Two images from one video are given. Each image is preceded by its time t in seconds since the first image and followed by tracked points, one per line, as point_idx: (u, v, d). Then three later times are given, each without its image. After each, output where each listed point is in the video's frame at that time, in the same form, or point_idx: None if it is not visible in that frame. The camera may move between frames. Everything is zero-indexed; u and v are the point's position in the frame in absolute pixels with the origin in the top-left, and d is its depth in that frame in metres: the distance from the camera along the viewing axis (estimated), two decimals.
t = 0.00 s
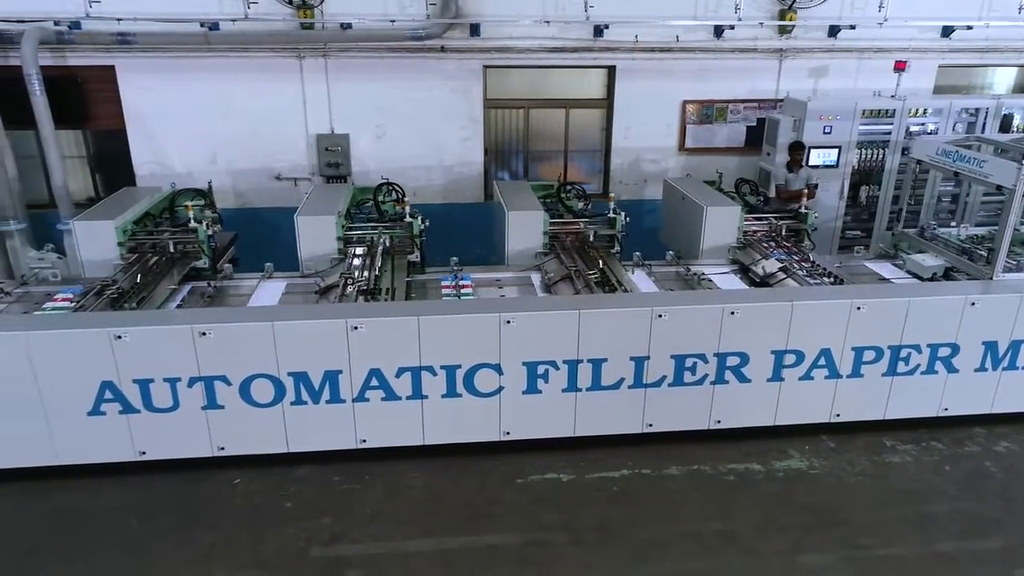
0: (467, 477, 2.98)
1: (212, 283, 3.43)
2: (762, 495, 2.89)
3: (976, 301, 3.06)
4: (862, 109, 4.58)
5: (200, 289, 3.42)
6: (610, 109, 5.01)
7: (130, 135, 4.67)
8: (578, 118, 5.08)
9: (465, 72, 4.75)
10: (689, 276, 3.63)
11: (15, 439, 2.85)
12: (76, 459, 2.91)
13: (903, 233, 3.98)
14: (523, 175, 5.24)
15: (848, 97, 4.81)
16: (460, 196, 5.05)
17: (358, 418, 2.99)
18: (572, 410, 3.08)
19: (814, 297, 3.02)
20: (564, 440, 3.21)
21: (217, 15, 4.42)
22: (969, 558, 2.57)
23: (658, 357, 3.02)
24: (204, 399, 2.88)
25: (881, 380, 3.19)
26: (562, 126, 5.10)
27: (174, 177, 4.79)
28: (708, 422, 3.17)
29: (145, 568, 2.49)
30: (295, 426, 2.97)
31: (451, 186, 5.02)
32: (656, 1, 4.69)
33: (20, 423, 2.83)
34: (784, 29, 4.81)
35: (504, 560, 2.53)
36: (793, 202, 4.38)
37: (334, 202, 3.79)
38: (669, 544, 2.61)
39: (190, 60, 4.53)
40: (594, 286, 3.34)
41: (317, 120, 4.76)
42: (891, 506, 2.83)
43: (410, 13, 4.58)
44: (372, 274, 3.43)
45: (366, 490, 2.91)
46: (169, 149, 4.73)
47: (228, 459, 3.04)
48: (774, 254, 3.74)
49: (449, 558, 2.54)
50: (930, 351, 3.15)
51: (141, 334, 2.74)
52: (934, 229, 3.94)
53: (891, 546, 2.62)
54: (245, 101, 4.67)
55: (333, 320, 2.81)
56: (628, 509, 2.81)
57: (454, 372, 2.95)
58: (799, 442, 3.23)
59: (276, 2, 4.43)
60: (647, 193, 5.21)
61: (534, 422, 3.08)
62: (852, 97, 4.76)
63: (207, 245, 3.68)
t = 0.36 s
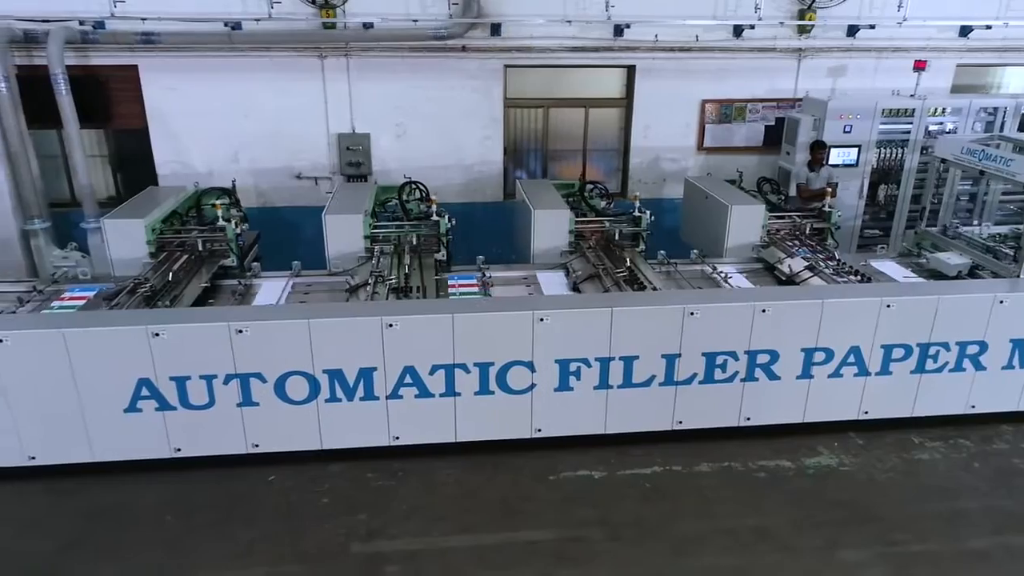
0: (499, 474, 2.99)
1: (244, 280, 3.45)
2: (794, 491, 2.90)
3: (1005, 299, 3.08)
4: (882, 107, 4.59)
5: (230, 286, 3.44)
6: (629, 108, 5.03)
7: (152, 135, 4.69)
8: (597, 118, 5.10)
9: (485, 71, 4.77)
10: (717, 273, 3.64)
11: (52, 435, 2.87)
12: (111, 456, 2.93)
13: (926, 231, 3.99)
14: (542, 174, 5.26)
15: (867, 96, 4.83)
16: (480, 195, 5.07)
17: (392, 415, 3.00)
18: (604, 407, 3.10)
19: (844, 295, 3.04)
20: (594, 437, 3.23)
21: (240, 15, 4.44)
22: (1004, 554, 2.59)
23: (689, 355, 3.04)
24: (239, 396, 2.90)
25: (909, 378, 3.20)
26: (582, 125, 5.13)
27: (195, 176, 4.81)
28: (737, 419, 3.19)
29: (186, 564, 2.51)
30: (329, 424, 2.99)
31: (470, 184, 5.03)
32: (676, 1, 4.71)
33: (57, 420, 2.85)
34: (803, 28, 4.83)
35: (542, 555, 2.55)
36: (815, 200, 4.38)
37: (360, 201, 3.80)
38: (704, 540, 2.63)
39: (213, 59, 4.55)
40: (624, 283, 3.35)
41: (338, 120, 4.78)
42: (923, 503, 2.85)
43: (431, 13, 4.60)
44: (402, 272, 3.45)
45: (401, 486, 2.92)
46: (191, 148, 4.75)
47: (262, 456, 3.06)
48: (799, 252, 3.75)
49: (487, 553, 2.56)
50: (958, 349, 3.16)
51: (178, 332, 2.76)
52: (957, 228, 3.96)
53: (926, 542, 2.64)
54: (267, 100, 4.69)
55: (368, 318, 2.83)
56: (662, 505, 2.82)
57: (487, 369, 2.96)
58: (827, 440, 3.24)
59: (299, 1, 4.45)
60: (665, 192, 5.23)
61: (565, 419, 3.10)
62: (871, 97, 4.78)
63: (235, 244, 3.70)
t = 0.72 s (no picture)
0: (530, 471, 3.01)
1: (272, 279, 3.47)
2: (824, 487, 2.92)
3: None
4: (900, 107, 4.61)
5: (258, 284, 3.46)
6: (647, 107, 5.05)
7: (173, 134, 4.71)
8: (614, 117, 5.13)
9: (505, 71, 4.79)
10: (742, 272, 3.66)
11: (86, 432, 2.88)
12: (145, 452, 2.95)
13: (947, 230, 4.05)
14: (559, 173, 5.28)
15: (885, 96, 4.86)
16: (499, 194, 5.09)
17: (423, 412, 3.02)
18: (633, 404, 3.12)
19: (872, 293, 3.06)
20: (622, 434, 3.25)
21: (262, 14, 4.46)
22: None
23: (719, 352, 3.05)
24: (273, 393, 2.92)
25: (935, 375, 3.22)
26: (600, 125, 5.15)
27: (215, 175, 4.83)
28: (765, 417, 3.21)
29: (225, 559, 2.52)
30: (361, 420, 3.01)
31: (489, 183, 5.06)
32: (695, 1, 4.73)
33: (92, 417, 2.86)
34: (821, 28, 4.85)
35: (578, 551, 2.57)
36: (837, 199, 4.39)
37: (385, 200, 3.81)
38: (738, 536, 2.65)
39: (235, 59, 4.57)
40: (651, 281, 3.36)
41: (358, 119, 4.80)
42: (953, 499, 2.87)
43: (452, 12, 4.62)
44: (430, 270, 3.46)
45: (433, 483, 2.94)
46: (212, 147, 4.77)
47: (294, 453, 3.08)
48: (823, 250, 3.76)
49: (524, 549, 2.58)
50: (985, 346, 3.18)
51: (214, 329, 2.78)
52: (979, 227, 4.00)
53: (958, 537, 2.66)
54: (288, 100, 4.70)
55: (402, 315, 2.84)
56: (693, 502, 2.84)
57: (519, 366, 2.98)
58: (854, 437, 3.26)
59: (320, 1, 4.47)
60: (683, 190, 5.25)
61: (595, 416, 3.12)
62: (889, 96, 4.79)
63: (261, 242, 3.72)
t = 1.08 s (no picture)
0: (557, 468, 3.03)
1: (296, 277, 3.48)
2: (850, 484, 2.94)
3: None
4: (916, 106, 4.63)
5: (284, 281, 3.48)
6: (663, 107, 5.07)
7: (192, 133, 4.72)
8: (630, 117, 5.14)
9: (522, 71, 4.81)
10: (764, 271, 3.68)
11: (117, 429, 2.90)
12: (175, 449, 2.97)
13: (966, 228, 4.11)
14: (575, 172, 5.30)
15: (900, 95, 4.88)
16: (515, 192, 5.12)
17: (451, 410, 3.04)
18: (658, 402, 3.13)
19: (897, 291, 3.08)
20: (647, 432, 3.27)
21: (281, 14, 4.48)
22: None
23: (744, 350, 3.07)
24: (303, 391, 2.93)
25: (958, 373, 3.24)
26: (616, 124, 5.16)
27: (233, 173, 4.85)
28: (789, 414, 3.23)
29: (259, 555, 2.54)
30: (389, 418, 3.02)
31: (505, 182, 5.08)
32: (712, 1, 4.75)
33: (123, 415, 2.88)
34: (837, 28, 4.87)
35: (609, 547, 2.59)
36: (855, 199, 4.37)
37: (407, 199, 3.83)
38: (767, 532, 2.67)
39: (254, 58, 4.59)
40: (675, 279, 3.38)
41: (376, 119, 4.82)
42: (978, 496, 2.88)
43: (470, 12, 4.64)
44: (454, 268, 3.48)
45: (461, 480, 2.96)
46: (230, 146, 4.78)
47: (322, 450, 3.10)
48: (843, 249, 3.79)
49: (555, 546, 2.60)
50: (1008, 344, 3.20)
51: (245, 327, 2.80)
52: (998, 226, 4.02)
53: (985, 534, 2.67)
54: (306, 99, 4.72)
55: (431, 313, 2.86)
56: (720, 499, 2.86)
57: (546, 364, 3.00)
58: (878, 434, 3.28)
59: (339, 1, 4.49)
60: (698, 189, 5.26)
61: (620, 414, 3.14)
62: (905, 96, 4.81)
63: (286, 241, 3.75)
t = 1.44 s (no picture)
0: (582, 466, 3.05)
1: (318, 275, 3.50)
2: (873, 482, 2.96)
3: None
4: (931, 106, 4.64)
5: (306, 279, 3.50)
6: (677, 106, 5.09)
7: (209, 133, 4.74)
8: (644, 117, 5.16)
9: (537, 70, 4.83)
10: (784, 269, 3.69)
11: (145, 427, 2.92)
12: (202, 447, 2.98)
13: (983, 228, 4.16)
14: (589, 171, 5.32)
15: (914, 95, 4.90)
16: (530, 191, 5.13)
17: (476, 408, 3.06)
18: (681, 400, 3.15)
19: (919, 289, 3.09)
20: (669, 429, 3.29)
21: (298, 14, 4.50)
22: None
23: (767, 348, 3.09)
24: (329, 389, 2.95)
25: (979, 371, 3.26)
26: (630, 123, 5.18)
27: (249, 172, 4.86)
28: (810, 412, 3.25)
29: (291, 551, 2.56)
30: (414, 415, 3.04)
31: (520, 181, 5.10)
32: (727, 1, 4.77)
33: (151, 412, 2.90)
34: (851, 28, 4.89)
35: (638, 543, 2.60)
36: (870, 198, 4.35)
37: (427, 198, 3.84)
38: (794, 529, 2.68)
39: (270, 58, 4.61)
40: (696, 278, 3.40)
41: (392, 118, 4.84)
42: (1002, 493, 2.90)
43: (486, 12, 4.66)
44: (476, 267, 3.50)
45: (487, 477, 2.98)
46: (246, 145, 4.80)
47: (347, 447, 3.11)
48: (860, 247, 3.81)
49: (584, 542, 2.61)
50: None
51: (273, 325, 2.81)
52: (1015, 226, 4.07)
53: (1011, 530, 2.69)
54: (323, 99, 4.74)
55: (458, 311, 2.88)
56: (745, 496, 2.88)
57: (571, 362, 3.02)
58: (899, 432, 3.30)
59: (356, 1, 4.50)
60: (712, 189, 5.28)
61: (643, 412, 3.15)
62: (919, 95, 4.82)
63: (307, 240, 3.77)
